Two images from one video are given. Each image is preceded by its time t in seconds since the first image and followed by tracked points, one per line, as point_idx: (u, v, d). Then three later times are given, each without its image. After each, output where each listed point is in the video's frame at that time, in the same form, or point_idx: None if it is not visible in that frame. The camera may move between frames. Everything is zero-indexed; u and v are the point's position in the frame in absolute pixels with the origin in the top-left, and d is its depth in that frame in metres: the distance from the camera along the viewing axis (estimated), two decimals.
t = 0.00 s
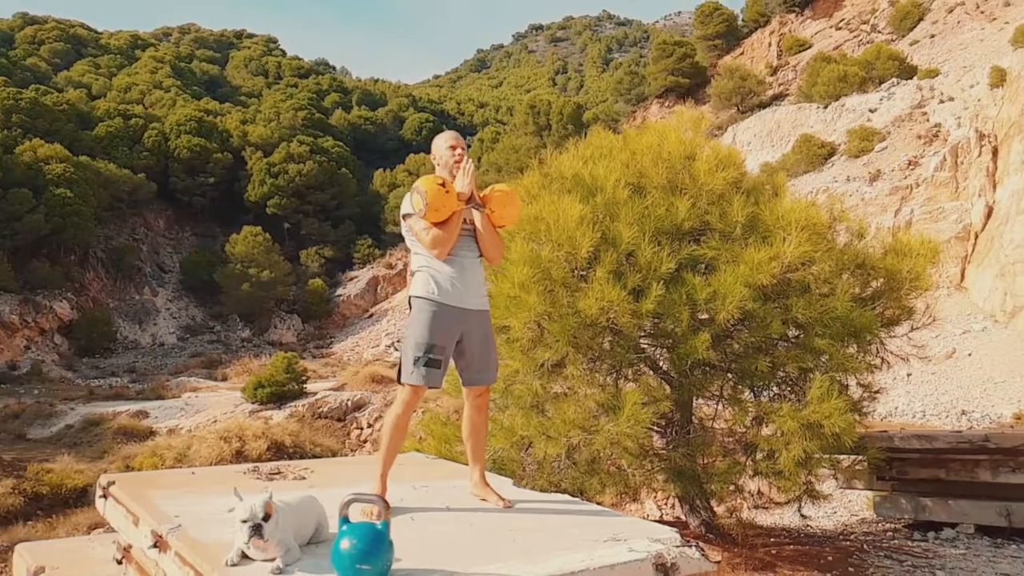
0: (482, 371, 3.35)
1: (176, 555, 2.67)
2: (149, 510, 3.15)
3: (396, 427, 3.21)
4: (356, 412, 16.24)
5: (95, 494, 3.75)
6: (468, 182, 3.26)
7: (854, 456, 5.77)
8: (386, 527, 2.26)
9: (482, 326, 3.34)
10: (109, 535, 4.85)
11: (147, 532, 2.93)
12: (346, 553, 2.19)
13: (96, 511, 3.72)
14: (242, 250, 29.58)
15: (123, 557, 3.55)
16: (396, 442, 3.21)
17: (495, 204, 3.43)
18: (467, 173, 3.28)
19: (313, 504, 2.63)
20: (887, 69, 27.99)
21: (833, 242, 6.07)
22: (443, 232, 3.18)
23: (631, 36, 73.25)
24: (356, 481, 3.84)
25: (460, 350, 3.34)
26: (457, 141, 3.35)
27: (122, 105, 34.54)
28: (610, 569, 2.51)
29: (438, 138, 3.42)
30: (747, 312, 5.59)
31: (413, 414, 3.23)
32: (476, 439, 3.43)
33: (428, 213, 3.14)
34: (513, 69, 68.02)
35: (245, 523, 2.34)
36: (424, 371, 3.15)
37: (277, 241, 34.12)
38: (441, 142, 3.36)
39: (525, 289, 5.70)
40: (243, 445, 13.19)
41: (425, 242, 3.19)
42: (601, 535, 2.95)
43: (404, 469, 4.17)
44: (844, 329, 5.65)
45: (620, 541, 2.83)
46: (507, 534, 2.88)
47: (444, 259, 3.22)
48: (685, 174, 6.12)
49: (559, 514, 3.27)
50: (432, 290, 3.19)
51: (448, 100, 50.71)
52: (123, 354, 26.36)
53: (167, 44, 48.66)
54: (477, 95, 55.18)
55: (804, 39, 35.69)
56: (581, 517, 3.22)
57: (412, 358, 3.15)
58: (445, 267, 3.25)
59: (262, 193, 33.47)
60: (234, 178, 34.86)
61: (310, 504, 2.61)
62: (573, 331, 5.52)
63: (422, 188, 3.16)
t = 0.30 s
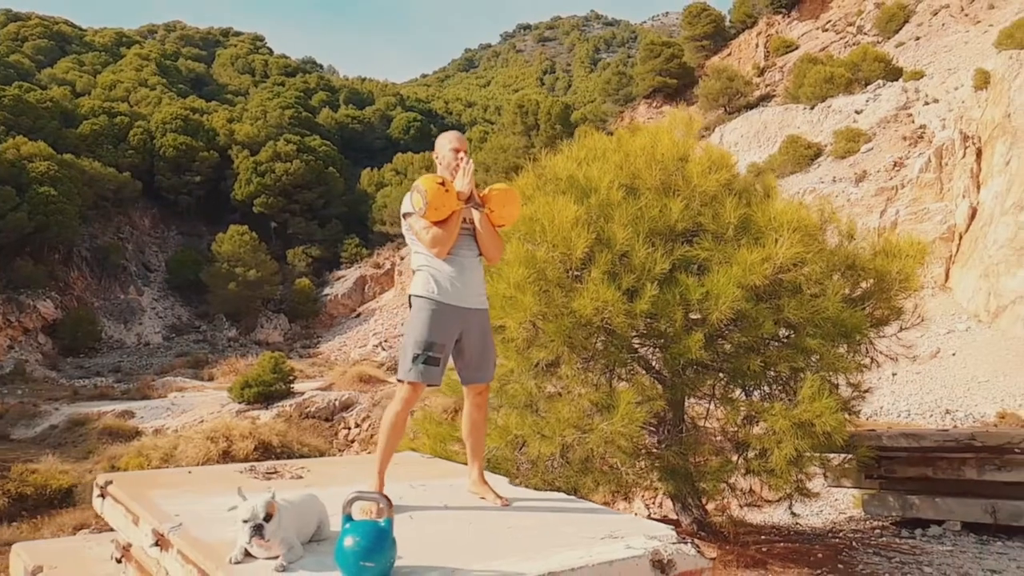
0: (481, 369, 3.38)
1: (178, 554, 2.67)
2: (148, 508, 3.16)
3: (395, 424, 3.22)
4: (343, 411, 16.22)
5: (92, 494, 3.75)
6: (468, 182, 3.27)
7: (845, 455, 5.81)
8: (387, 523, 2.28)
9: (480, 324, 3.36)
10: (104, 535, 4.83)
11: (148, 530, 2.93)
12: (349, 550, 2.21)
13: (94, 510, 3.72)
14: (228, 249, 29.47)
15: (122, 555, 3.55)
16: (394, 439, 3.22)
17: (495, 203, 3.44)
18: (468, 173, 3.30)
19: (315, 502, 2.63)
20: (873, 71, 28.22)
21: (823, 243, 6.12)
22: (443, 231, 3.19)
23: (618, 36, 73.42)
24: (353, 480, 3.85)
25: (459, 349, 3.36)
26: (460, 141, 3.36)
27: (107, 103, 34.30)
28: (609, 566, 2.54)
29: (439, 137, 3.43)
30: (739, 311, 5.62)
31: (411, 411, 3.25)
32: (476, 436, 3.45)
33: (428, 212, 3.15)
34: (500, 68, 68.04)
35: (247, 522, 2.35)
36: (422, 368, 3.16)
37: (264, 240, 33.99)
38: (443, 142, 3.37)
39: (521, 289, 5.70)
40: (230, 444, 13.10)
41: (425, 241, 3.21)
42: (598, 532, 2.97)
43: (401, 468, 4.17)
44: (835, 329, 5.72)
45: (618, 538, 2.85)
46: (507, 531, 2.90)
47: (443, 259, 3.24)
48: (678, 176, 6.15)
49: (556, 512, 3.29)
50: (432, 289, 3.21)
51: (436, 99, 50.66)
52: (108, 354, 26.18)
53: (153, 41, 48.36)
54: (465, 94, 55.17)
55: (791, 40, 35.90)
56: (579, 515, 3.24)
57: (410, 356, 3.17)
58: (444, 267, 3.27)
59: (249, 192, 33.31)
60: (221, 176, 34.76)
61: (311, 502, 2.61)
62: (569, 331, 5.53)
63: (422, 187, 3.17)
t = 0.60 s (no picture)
0: (483, 369, 3.39)
1: (182, 552, 2.67)
2: (149, 507, 3.16)
3: (398, 423, 3.24)
4: (331, 410, 16.19)
5: (92, 493, 3.74)
6: (470, 183, 3.28)
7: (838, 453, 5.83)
8: (391, 521, 2.29)
9: (482, 323, 3.37)
10: (99, 534, 4.80)
11: (150, 529, 2.93)
12: (354, 549, 2.22)
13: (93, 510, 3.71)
14: (215, 247, 29.34)
15: (122, 555, 3.53)
16: (397, 437, 3.24)
17: (499, 202, 3.45)
18: (472, 173, 3.31)
19: (318, 501, 2.64)
20: (860, 72, 28.43)
21: (816, 244, 6.14)
22: (445, 231, 3.20)
23: (607, 36, 73.60)
24: (353, 479, 3.87)
25: (461, 348, 3.37)
26: (463, 144, 3.39)
27: (92, 100, 34.05)
28: (610, 564, 2.56)
29: (444, 139, 3.45)
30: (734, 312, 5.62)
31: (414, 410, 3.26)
32: (476, 435, 3.47)
33: (429, 212, 3.17)
34: (489, 67, 68.04)
35: (250, 523, 2.36)
36: (425, 367, 3.18)
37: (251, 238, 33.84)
38: (447, 144, 3.40)
39: (519, 290, 5.70)
40: (217, 444, 13.00)
41: (426, 241, 3.22)
42: (600, 530, 2.99)
43: (399, 467, 4.17)
44: (828, 330, 5.74)
45: (616, 536, 2.88)
46: (510, 529, 2.92)
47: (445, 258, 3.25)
48: (673, 177, 6.14)
49: (556, 510, 3.31)
50: (434, 287, 3.23)
51: (425, 98, 50.60)
52: (93, 353, 25.98)
53: (138, 38, 48.05)
54: (453, 93, 55.14)
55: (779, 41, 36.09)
56: (580, 512, 3.26)
57: (413, 354, 3.19)
58: (447, 266, 3.28)
59: (236, 190, 33.17)
60: (207, 175, 34.64)
61: (315, 501, 2.62)
62: (566, 330, 5.52)
63: (424, 187, 3.19)
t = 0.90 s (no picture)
0: (485, 369, 3.41)
1: (184, 552, 2.66)
2: (150, 507, 3.15)
3: (399, 422, 3.26)
4: (320, 409, 16.15)
5: (89, 493, 3.73)
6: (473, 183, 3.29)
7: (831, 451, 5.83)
8: (397, 520, 2.29)
9: (485, 322, 3.39)
10: (100, 535, 4.79)
11: (152, 528, 2.92)
12: (361, 547, 2.22)
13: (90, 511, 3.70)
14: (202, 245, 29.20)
15: (122, 554, 3.51)
16: (399, 435, 3.27)
17: (502, 203, 3.46)
18: (475, 175, 3.32)
19: (322, 500, 2.64)
20: (846, 73, 28.61)
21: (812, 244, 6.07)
22: (448, 231, 3.20)
23: (595, 35, 73.77)
24: (352, 479, 3.87)
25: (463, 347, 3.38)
26: (469, 145, 3.38)
27: (76, 96, 33.77)
28: (613, 562, 2.58)
29: (448, 139, 3.45)
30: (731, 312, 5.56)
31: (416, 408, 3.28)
32: (477, 434, 3.49)
33: (433, 212, 3.17)
34: (478, 65, 68.00)
35: (254, 522, 2.36)
36: (427, 366, 3.18)
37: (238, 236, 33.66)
38: (452, 144, 3.39)
39: (517, 289, 5.66)
40: (205, 443, 12.89)
41: (430, 240, 3.22)
42: (600, 528, 3.01)
43: (397, 467, 4.14)
44: (823, 329, 5.68)
45: (618, 533, 2.89)
46: (513, 527, 2.93)
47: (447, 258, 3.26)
48: (670, 177, 6.04)
49: (556, 509, 3.31)
50: (437, 286, 3.24)
51: (413, 95, 50.53)
52: (77, 351, 25.77)
53: (124, 34, 47.70)
54: (441, 91, 55.08)
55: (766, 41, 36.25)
56: (579, 511, 3.28)
57: (415, 353, 3.19)
58: (450, 266, 3.29)
59: (223, 188, 33.02)
60: (194, 172, 34.47)
61: (318, 500, 2.62)
62: (565, 329, 5.47)
63: (429, 186, 3.19)
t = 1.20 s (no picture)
0: (486, 370, 3.42)
1: (187, 552, 2.65)
2: (147, 507, 3.14)
3: (401, 423, 3.27)
4: (306, 408, 16.10)
5: (87, 494, 3.71)
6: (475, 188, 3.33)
7: (826, 450, 5.82)
8: (403, 520, 2.31)
9: (486, 324, 3.40)
10: (98, 535, 4.80)
11: (152, 529, 2.91)
12: (368, 546, 2.23)
13: (88, 512, 3.68)
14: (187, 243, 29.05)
15: (121, 556, 3.49)
16: (400, 435, 3.28)
17: (504, 208, 3.50)
18: (477, 179, 3.37)
19: (325, 499, 2.64)
20: (832, 74, 28.82)
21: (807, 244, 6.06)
22: (449, 234, 3.23)
23: (582, 34, 73.89)
24: (349, 478, 3.86)
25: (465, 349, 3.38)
26: (471, 150, 3.44)
27: (59, 92, 33.44)
28: (616, 561, 2.59)
29: (451, 144, 3.51)
30: (729, 311, 5.54)
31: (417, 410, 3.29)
32: (477, 435, 3.49)
33: (436, 215, 3.21)
34: (465, 63, 67.95)
35: (257, 521, 2.36)
36: (429, 368, 3.20)
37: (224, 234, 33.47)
38: (455, 149, 3.45)
39: (516, 288, 5.61)
40: (190, 443, 12.76)
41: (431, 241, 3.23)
42: (601, 527, 3.01)
43: (394, 467, 4.11)
44: (817, 328, 5.69)
45: (619, 531, 2.91)
46: (515, 526, 2.93)
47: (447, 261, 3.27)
48: (667, 177, 6.00)
49: (556, 509, 3.32)
50: (440, 288, 3.26)
51: (400, 93, 50.41)
52: (60, 350, 25.52)
53: (107, 29, 47.27)
54: (428, 88, 54.98)
55: (752, 41, 36.46)
56: (580, 510, 3.28)
57: (417, 355, 3.20)
58: (451, 269, 3.30)
59: (208, 185, 32.83)
60: (178, 169, 34.27)
61: (323, 499, 2.61)
62: (564, 330, 5.45)
63: (432, 189, 3.23)
